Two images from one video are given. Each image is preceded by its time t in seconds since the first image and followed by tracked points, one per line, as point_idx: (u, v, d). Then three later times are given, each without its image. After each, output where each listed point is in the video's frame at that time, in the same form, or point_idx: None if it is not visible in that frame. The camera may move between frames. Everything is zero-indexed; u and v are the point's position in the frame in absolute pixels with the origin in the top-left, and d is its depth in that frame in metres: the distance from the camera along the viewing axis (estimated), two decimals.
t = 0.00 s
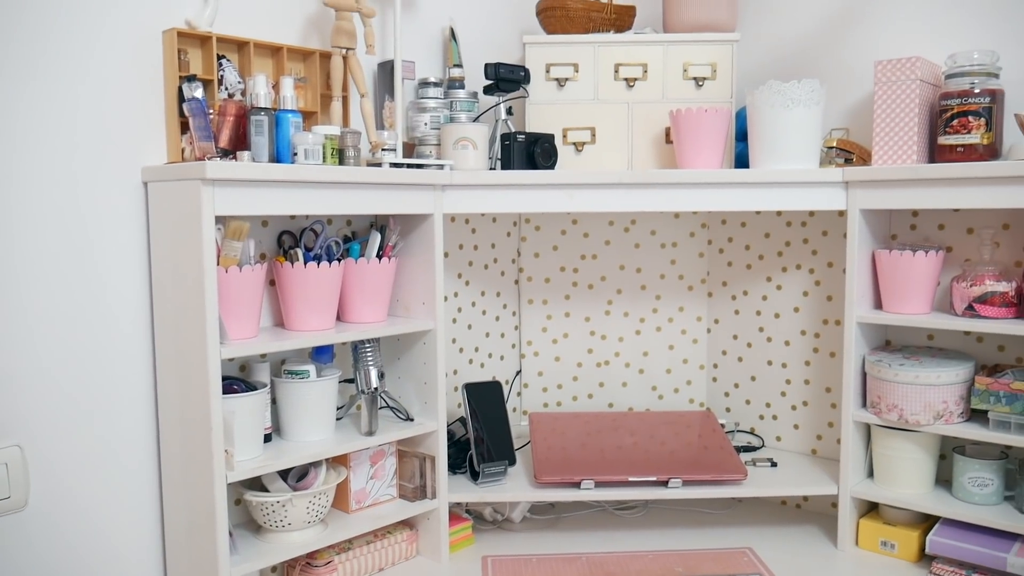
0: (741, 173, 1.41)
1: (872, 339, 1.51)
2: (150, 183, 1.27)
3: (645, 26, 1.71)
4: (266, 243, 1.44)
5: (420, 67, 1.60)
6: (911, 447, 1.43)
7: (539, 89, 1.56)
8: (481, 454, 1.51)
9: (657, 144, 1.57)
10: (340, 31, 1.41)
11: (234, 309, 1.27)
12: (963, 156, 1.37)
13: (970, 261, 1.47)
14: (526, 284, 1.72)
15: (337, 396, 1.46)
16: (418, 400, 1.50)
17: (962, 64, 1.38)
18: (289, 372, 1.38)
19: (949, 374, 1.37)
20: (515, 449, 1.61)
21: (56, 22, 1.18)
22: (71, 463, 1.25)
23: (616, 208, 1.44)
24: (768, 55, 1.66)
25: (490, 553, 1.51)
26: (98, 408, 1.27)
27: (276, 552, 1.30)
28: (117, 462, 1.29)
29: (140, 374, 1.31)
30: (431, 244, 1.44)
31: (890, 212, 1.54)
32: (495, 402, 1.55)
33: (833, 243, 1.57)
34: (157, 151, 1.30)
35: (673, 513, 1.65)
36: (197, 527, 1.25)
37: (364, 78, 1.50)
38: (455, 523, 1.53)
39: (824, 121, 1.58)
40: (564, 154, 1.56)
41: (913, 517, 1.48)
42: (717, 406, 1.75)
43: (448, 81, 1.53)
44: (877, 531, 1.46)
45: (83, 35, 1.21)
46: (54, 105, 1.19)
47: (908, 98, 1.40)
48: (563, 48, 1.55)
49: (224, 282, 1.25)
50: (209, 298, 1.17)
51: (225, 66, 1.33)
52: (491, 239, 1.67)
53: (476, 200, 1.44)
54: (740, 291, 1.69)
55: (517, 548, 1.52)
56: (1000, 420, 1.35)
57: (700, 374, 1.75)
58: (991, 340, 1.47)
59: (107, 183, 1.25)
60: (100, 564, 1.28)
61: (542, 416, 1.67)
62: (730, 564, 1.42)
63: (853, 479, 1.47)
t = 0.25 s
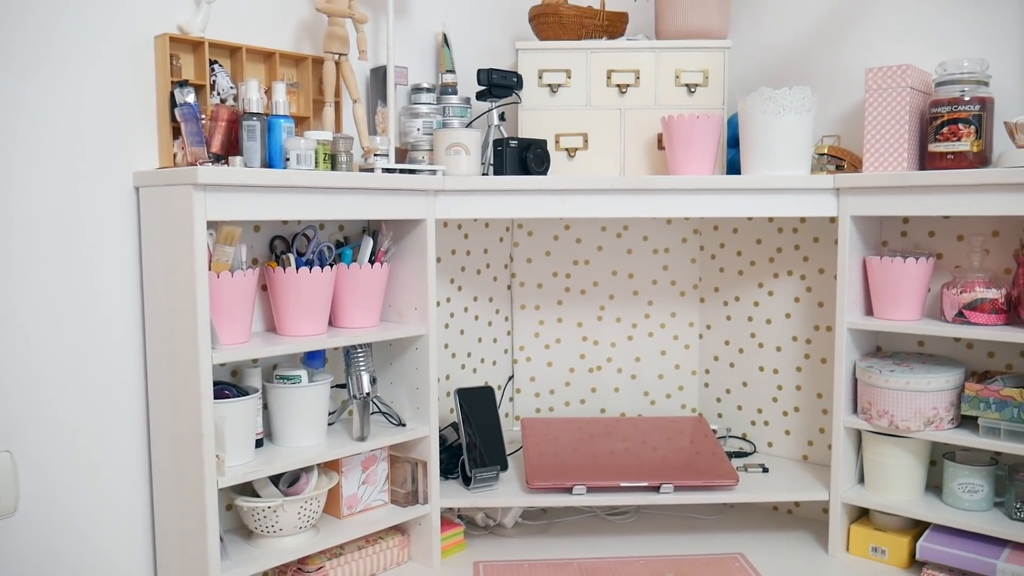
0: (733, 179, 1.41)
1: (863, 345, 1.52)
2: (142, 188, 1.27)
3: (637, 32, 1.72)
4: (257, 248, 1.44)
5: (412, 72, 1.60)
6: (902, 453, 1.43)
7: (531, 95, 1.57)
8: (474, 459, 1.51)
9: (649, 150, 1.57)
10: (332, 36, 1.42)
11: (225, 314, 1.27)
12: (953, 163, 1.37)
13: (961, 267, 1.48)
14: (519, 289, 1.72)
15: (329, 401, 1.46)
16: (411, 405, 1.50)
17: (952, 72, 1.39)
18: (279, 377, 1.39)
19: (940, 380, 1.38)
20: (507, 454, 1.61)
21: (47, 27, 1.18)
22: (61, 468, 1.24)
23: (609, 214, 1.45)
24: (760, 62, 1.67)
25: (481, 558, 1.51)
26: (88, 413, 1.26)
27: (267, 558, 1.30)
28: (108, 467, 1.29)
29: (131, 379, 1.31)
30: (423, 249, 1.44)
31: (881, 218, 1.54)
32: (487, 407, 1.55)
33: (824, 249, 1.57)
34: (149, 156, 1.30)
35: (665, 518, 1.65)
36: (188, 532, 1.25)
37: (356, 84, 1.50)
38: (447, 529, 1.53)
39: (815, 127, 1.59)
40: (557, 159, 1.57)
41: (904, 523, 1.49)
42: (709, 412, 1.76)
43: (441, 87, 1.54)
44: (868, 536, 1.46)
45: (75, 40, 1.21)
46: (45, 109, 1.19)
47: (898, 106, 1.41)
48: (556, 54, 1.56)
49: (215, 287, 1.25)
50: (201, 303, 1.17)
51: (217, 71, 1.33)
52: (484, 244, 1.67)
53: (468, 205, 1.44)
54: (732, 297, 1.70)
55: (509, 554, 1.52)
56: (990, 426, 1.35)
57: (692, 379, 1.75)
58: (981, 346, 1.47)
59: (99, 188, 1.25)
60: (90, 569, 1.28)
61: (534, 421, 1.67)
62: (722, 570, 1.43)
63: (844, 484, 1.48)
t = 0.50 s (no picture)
0: (728, 183, 1.42)
1: (858, 347, 1.52)
2: (137, 192, 1.27)
3: (632, 36, 1.72)
4: (253, 251, 1.44)
5: (408, 76, 1.60)
6: (896, 455, 1.44)
7: (527, 99, 1.57)
8: (470, 462, 1.51)
9: (644, 153, 1.58)
10: (328, 40, 1.41)
11: (221, 317, 1.27)
12: (946, 166, 1.38)
13: (954, 270, 1.49)
14: (515, 292, 1.72)
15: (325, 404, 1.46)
16: (406, 408, 1.50)
17: (946, 75, 1.40)
18: (275, 380, 1.39)
19: (934, 382, 1.38)
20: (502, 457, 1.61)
21: (41, 31, 1.19)
22: (56, 472, 1.24)
23: (604, 216, 1.45)
24: (754, 65, 1.68)
25: (477, 561, 1.52)
26: (83, 417, 1.26)
27: (263, 561, 1.30)
28: (103, 470, 1.29)
29: (126, 382, 1.31)
30: (418, 253, 1.45)
31: (875, 221, 1.55)
32: (482, 410, 1.56)
33: (819, 252, 1.58)
34: (144, 159, 1.30)
35: (661, 520, 1.66)
36: (183, 535, 1.25)
37: (352, 87, 1.51)
38: (442, 532, 1.53)
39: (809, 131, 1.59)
40: (552, 163, 1.57)
41: (898, 525, 1.49)
42: (705, 414, 1.76)
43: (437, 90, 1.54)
44: (863, 538, 1.47)
45: (70, 43, 1.21)
46: (40, 113, 1.19)
47: (892, 109, 1.41)
48: (551, 58, 1.56)
49: (210, 291, 1.25)
50: (196, 306, 1.17)
51: (213, 75, 1.34)
52: (479, 248, 1.67)
53: (464, 208, 1.44)
54: (727, 300, 1.70)
55: (505, 556, 1.53)
56: (983, 428, 1.36)
57: (687, 382, 1.76)
58: (975, 349, 1.48)
59: (94, 192, 1.25)
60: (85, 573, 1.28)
61: (530, 424, 1.68)
62: (717, 572, 1.43)
63: (839, 486, 1.48)
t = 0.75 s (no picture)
0: (721, 182, 1.42)
1: (850, 347, 1.52)
2: (131, 191, 1.27)
3: (626, 36, 1.73)
4: (246, 251, 1.45)
5: (402, 76, 1.60)
6: (889, 454, 1.44)
7: (521, 98, 1.58)
8: (464, 460, 1.51)
9: (638, 153, 1.58)
10: (322, 40, 1.43)
11: (215, 316, 1.27)
12: (938, 166, 1.38)
13: (946, 270, 1.49)
14: (509, 291, 1.73)
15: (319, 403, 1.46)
16: (400, 407, 1.51)
17: (938, 76, 1.40)
18: (269, 380, 1.39)
19: (925, 381, 1.39)
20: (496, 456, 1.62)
21: (34, 30, 1.19)
22: (49, 470, 1.24)
23: (598, 216, 1.45)
24: (748, 65, 1.68)
25: (471, 559, 1.52)
26: (76, 415, 1.27)
27: (256, 560, 1.30)
28: (97, 469, 1.29)
29: (120, 381, 1.31)
30: (412, 252, 1.45)
31: (868, 221, 1.55)
32: (476, 409, 1.56)
33: (812, 252, 1.58)
34: (138, 158, 1.30)
35: (654, 519, 1.66)
36: (177, 534, 1.26)
37: (346, 87, 1.51)
38: (436, 531, 1.54)
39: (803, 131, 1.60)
40: (546, 162, 1.58)
41: (890, 523, 1.50)
42: (698, 413, 1.76)
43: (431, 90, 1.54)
44: (855, 537, 1.47)
45: (62, 42, 1.22)
46: (32, 112, 1.19)
47: (885, 109, 1.42)
48: (545, 58, 1.57)
49: (204, 290, 1.26)
50: (189, 306, 1.18)
51: (206, 74, 1.34)
52: (473, 247, 1.68)
53: (457, 208, 1.45)
54: (720, 299, 1.70)
55: (499, 555, 1.53)
56: (974, 427, 1.36)
57: (681, 381, 1.76)
58: (966, 348, 1.48)
59: (87, 191, 1.25)
60: (79, 571, 1.29)
61: (524, 423, 1.68)
62: (710, 570, 1.43)
63: (832, 485, 1.48)
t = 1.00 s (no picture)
0: (713, 178, 1.43)
1: (842, 342, 1.53)
2: (124, 188, 1.27)
3: (619, 33, 1.73)
4: (240, 247, 1.45)
5: (395, 72, 1.61)
6: (881, 448, 1.45)
7: (514, 95, 1.58)
8: (458, 456, 1.52)
9: (632, 149, 1.59)
10: (315, 37, 1.42)
11: (209, 313, 1.28)
12: (929, 162, 1.39)
13: (937, 265, 1.50)
14: (503, 287, 1.73)
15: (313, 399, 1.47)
16: (394, 403, 1.51)
17: (929, 72, 1.41)
18: (263, 376, 1.40)
19: (917, 376, 1.39)
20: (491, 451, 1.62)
21: (26, 27, 1.19)
22: (43, 467, 1.25)
23: (591, 212, 1.46)
24: (741, 62, 1.69)
25: (465, 554, 1.53)
26: (71, 412, 1.27)
27: (251, 555, 1.31)
28: (91, 465, 1.30)
29: (114, 377, 1.31)
30: (406, 248, 1.45)
31: (859, 217, 1.56)
32: (471, 404, 1.57)
33: (804, 247, 1.59)
34: (131, 155, 1.30)
35: (648, 514, 1.67)
36: (172, 530, 1.26)
37: (339, 84, 1.51)
38: (431, 526, 1.54)
39: (795, 127, 1.61)
40: (539, 159, 1.58)
41: (882, 517, 1.51)
42: (692, 408, 1.77)
43: (424, 86, 1.55)
44: (847, 530, 1.48)
45: (55, 39, 1.21)
46: (25, 109, 1.19)
47: (876, 105, 1.43)
48: (538, 54, 1.57)
49: (198, 286, 1.26)
50: (183, 302, 1.18)
51: (199, 71, 1.34)
52: (467, 243, 1.68)
53: (451, 204, 1.45)
54: (714, 295, 1.71)
55: (493, 550, 1.54)
56: (965, 421, 1.37)
57: (675, 377, 1.77)
58: (958, 343, 1.50)
59: (81, 188, 1.25)
60: (74, 566, 1.29)
61: (518, 418, 1.69)
62: (703, 564, 1.44)
63: (824, 479, 1.49)
